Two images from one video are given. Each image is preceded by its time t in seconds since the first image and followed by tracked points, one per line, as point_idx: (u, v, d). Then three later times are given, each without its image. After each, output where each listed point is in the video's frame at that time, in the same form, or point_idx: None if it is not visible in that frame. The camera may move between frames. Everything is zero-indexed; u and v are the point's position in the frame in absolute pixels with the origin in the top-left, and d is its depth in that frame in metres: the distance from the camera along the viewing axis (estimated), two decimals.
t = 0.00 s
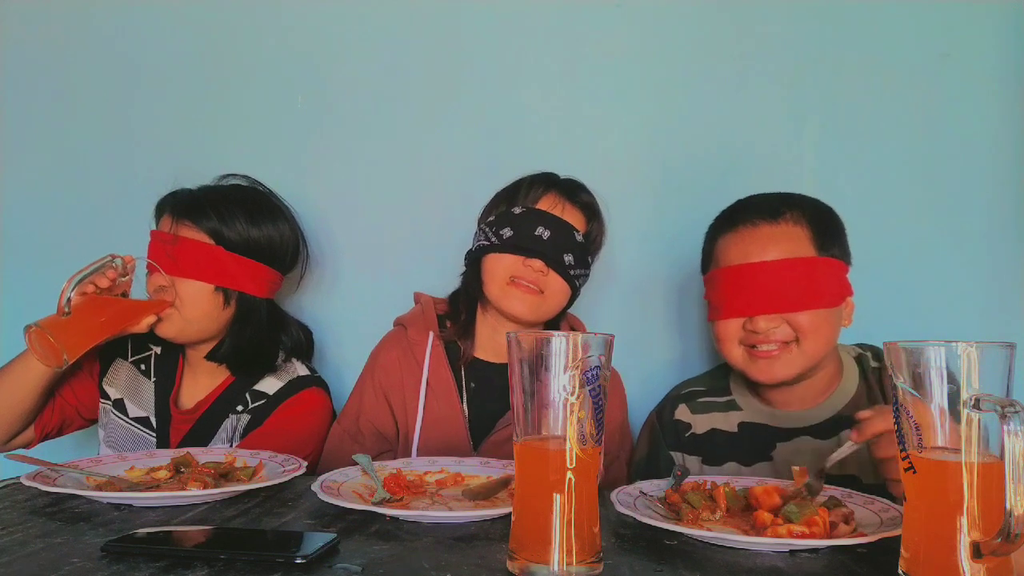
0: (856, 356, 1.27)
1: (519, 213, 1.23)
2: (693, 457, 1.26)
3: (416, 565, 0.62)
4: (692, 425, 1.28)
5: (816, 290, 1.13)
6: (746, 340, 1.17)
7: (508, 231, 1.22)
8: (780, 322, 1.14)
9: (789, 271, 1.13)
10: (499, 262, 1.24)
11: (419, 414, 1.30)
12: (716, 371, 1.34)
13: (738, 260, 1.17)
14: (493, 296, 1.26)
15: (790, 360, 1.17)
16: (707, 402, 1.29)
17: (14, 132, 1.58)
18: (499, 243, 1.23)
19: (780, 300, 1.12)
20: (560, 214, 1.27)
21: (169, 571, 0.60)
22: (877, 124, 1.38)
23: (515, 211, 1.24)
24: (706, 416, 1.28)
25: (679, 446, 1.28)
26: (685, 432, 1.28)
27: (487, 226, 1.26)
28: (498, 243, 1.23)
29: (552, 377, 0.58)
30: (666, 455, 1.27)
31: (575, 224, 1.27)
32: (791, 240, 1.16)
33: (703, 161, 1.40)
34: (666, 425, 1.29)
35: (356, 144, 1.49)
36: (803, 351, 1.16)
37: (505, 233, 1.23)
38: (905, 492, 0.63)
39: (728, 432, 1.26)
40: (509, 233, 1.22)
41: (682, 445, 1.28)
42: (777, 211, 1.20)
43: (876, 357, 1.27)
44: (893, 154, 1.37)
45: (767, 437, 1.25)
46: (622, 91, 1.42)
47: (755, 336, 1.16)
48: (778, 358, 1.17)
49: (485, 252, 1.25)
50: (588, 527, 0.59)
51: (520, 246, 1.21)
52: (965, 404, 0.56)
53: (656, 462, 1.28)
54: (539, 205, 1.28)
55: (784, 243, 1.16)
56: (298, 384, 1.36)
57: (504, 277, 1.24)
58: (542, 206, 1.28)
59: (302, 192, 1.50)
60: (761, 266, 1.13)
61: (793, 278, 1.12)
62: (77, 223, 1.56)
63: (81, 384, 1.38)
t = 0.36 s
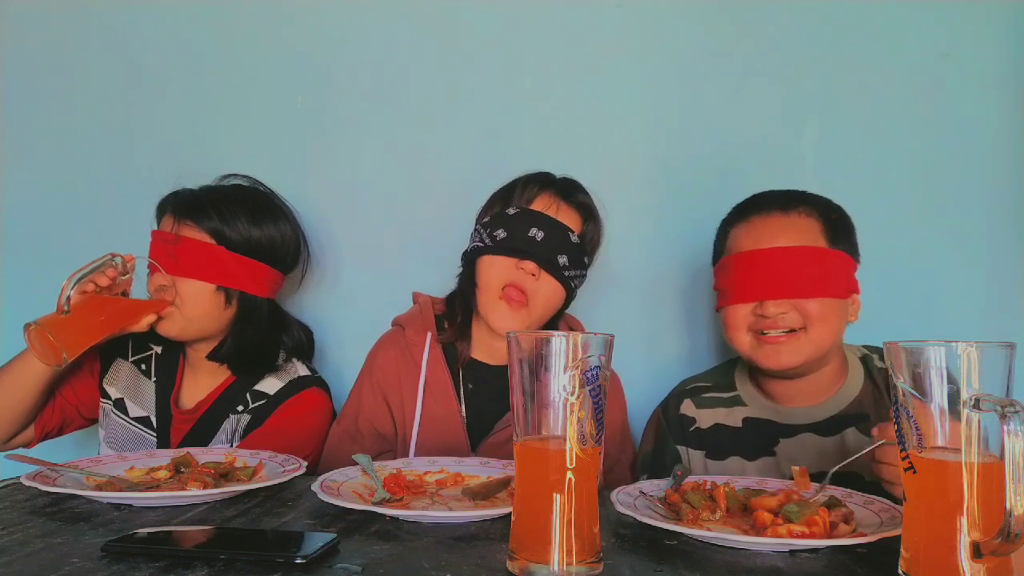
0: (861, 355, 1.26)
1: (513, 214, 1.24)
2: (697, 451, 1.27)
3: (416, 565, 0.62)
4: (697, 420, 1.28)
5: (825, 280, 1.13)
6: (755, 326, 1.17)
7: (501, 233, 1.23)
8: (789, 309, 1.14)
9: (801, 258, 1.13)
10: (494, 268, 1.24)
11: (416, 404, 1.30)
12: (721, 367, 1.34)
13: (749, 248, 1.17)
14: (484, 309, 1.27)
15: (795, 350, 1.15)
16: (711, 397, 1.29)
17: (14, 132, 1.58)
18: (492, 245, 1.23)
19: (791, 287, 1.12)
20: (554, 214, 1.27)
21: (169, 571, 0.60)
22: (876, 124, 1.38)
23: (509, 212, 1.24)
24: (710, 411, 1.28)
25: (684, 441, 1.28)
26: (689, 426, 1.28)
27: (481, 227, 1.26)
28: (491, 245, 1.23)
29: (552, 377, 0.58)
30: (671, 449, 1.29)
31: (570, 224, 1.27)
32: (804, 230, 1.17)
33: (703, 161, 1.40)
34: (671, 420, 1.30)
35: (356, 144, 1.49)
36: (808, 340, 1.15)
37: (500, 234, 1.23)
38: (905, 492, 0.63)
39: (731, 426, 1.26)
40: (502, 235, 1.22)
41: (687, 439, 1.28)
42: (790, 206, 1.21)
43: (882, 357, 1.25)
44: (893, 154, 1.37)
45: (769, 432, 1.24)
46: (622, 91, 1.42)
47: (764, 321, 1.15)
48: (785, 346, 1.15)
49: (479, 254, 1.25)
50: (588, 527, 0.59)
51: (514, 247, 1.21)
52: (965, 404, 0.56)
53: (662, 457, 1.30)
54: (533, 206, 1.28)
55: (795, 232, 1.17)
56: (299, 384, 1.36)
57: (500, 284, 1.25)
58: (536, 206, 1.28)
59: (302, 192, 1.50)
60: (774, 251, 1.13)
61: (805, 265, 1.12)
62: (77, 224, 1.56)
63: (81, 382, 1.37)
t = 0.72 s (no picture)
0: (858, 353, 1.26)
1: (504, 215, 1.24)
2: (696, 450, 1.27)
3: (416, 565, 0.62)
4: (697, 419, 1.28)
5: (831, 275, 1.14)
6: (762, 319, 1.16)
7: (496, 235, 1.22)
8: (797, 301, 1.14)
9: (808, 253, 1.13)
10: (488, 268, 1.24)
11: (414, 406, 1.30)
12: (721, 366, 1.34)
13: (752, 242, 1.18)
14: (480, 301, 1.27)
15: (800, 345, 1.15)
16: (711, 396, 1.29)
17: (14, 132, 1.58)
18: (486, 247, 1.23)
19: (800, 280, 1.12)
20: (549, 215, 1.27)
21: (169, 571, 0.60)
22: (877, 125, 1.38)
23: (504, 213, 1.24)
24: (710, 409, 1.28)
25: (685, 439, 1.28)
26: (690, 425, 1.28)
27: (476, 229, 1.26)
28: (485, 247, 1.23)
29: (552, 378, 0.58)
30: (671, 447, 1.29)
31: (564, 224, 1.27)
32: (808, 227, 1.17)
33: (703, 162, 1.40)
34: (671, 418, 1.30)
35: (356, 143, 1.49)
36: (813, 335, 1.15)
37: (493, 237, 1.23)
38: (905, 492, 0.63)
39: (731, 425, 1.26)
40: (496, 237, 1.22)
41: (687, 437, 1.28)
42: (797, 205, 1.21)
43: (880, 354, 1.26)
44: (893, 154, 1.37)
45: (769, 430, 1.24)
46: (622, 91, 1.42)
47: (770, 313, 1.15)
48: (790, 339, 1.15)
49: (474, 256, 1.25)
50: (588, 527, 0.59)
51: (508, 249, 1.21)
52: (965, 404, 0.56)
53: (663, 455, 1.30)
54: (527, 205, 1.28)
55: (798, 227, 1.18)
56: (300, 384, 1.36)
57: (495, 282, 1.25)
58: (530, 206, 1.28)
59: (302, 192, 1.50)
60: (783, 244, 1.13)
61: (811, 259, 1.13)
62: (77, 224, 1.56)
63: (81, 382, 1.37)
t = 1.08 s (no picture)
0: (861, 355, 1.26)
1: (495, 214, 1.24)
2: (696, 449, 1.27)
3: (416, 565, 0.62)
4: (697, 418, 1.29)
5: (829, 272, 1.13)
6: (760, 318, 1.16)
7: (487, 234, 1.23)
8: (795, 298, 1.14)
9: (802, 250, 1.13)
10: (481, 267, 1.24)
11: (411, 406, 1.30)
12: (722, 365, 1.34)
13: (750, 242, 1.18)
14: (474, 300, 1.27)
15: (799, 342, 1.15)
16: (711, 395, 1.29)
17: (14, 132, 1.58)
18: (478, 246, 1.23)
19: (798, 278, 1.12)
20: (540, 212, 1.27)
21: (169, 571, 0.60)
22: (877, 124, 1.38)
23: (495, 212, 1.24)
24: (710, 408, 1.28)
25: (684, 438, 1.29)
26: (689, 424, 1.29)
27: (468, 229, 1.27)
28: (477, 246, 1.23)
29: (551, 377, 0.58)
30: (671, 445, 1.29)
31: (556, 221, 1.27)
32: (805, 224, 1.17)
33: (703, 162, 1.40)
34: (671, 417, 1.30)
35: (356, 143, 1.49)
36: (813, 333, 1.15)
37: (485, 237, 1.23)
38: (905, 492, 0.63)
39: (731, 424, 1.26)
40: (487, 237, 1.22)
41: (686, 436, 1.29)
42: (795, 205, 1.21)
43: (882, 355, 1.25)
44: (893, 154, 1.37)
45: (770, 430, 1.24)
46: (622, 91, 1.42)
47: (769, 312, 1.15)
48: (791, 338, 1.15)
49: (466, 255, 1.26)
50: (588, 527, 0.59)
51: (499, 248, 1.21)
52: (965, 404, 0.56)
53: (662, 454, 1.31)
54: (519, 202, 1.29)
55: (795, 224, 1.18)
56: (300, 384, 1.36)
57: (488, 282, 1.25)
58: (522, 202, 1.29)
59: (302, 192, 1.50)
60: (778, 242, 1.14)
61: (807, 256, 1.13)
62: (77, 224, 1.56)
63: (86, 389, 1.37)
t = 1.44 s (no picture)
0: (864, 355, 1.25)
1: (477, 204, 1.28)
2: (696, 448, 1.27)
3: (416, 565, 0.62)
4: (698, 416, 1.28)
5: (834, 267, 1.14)
6: (764, 321, 1.16)
7: (468, 224, 1.26)
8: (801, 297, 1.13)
9: (806, 249, 1.13)
10: (463, 254, 1.26)
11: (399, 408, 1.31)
12: (723, 364, 1.34)
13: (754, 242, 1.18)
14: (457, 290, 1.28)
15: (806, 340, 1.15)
16: (710, 395, 1.29)
17: (14, 132, 1.58)
18: (460, 236, 1.26)
19: (801, 278, 1.12)
20: (523, 204, 1.29)
21: (169, 571, 0.60)
22: (877, 125, 1.38)
23: (478, 204, 1.27)
24: (711, 406, 1.28)
25: (684, 437, 1.28)
26: (689, 423, 1.28)
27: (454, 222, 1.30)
28: (459, 236, 1.26)
29: (551, 377, 0.58)
30: (671, 445, 1.29)
31: (539, 212, 1.29)
32: (806, 224, 1.18)
33: (703, 162, 1.40)
34: (673, 415, 1.30)
35: (356, 143, 1.49)
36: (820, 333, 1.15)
37: (467, 225, 1.26)
38: (905, 492, 0.63)
39: (731, 422, 1.26)
40: (469, 225, 1.25)
41: (686, 435, 1.28)
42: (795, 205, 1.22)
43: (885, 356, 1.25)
44: (893, 154, 1.37)
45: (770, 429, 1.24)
46: (622, 91, 1.41)
47: (775, 316, 1.15)
48: (798, 342, 1.15)
49: (450, 246, 1.29)
50: (588, 528, 0.59)
51: (480, 237, 1.24)
52: (965, 403, 0.56)
53: (662, 454, 1.30)
54: (503, 193, 1.32)
55: (792, 221, 1.19)
56: (302, 386, 1.36)
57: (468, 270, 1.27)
58: (505, 194, 1.32)
59: (302, 192, 1.50)
60: (780, 242, 1.14)
61: (810, 254, 1.13)
62: (77, 225, 1.55)
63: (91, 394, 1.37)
